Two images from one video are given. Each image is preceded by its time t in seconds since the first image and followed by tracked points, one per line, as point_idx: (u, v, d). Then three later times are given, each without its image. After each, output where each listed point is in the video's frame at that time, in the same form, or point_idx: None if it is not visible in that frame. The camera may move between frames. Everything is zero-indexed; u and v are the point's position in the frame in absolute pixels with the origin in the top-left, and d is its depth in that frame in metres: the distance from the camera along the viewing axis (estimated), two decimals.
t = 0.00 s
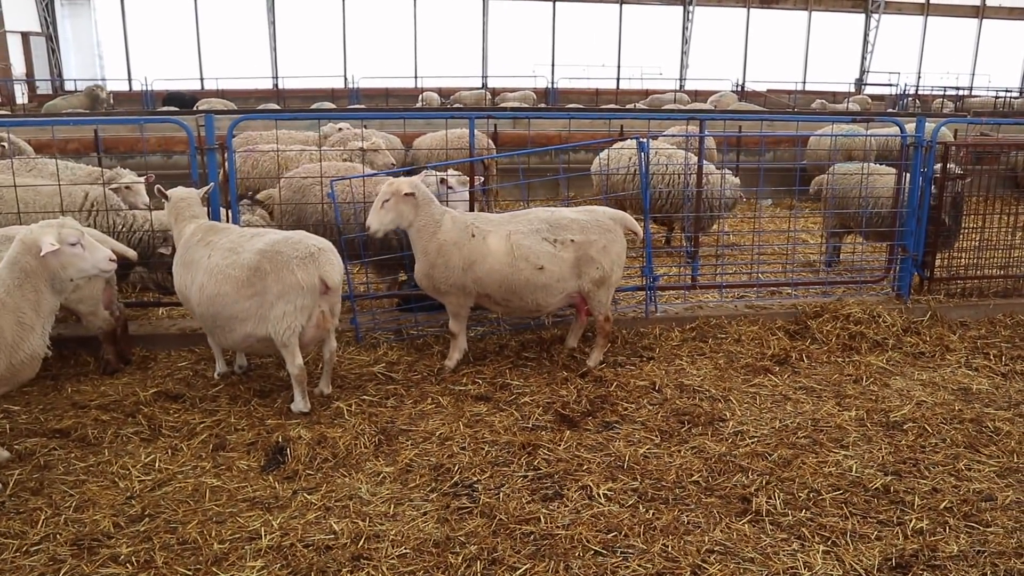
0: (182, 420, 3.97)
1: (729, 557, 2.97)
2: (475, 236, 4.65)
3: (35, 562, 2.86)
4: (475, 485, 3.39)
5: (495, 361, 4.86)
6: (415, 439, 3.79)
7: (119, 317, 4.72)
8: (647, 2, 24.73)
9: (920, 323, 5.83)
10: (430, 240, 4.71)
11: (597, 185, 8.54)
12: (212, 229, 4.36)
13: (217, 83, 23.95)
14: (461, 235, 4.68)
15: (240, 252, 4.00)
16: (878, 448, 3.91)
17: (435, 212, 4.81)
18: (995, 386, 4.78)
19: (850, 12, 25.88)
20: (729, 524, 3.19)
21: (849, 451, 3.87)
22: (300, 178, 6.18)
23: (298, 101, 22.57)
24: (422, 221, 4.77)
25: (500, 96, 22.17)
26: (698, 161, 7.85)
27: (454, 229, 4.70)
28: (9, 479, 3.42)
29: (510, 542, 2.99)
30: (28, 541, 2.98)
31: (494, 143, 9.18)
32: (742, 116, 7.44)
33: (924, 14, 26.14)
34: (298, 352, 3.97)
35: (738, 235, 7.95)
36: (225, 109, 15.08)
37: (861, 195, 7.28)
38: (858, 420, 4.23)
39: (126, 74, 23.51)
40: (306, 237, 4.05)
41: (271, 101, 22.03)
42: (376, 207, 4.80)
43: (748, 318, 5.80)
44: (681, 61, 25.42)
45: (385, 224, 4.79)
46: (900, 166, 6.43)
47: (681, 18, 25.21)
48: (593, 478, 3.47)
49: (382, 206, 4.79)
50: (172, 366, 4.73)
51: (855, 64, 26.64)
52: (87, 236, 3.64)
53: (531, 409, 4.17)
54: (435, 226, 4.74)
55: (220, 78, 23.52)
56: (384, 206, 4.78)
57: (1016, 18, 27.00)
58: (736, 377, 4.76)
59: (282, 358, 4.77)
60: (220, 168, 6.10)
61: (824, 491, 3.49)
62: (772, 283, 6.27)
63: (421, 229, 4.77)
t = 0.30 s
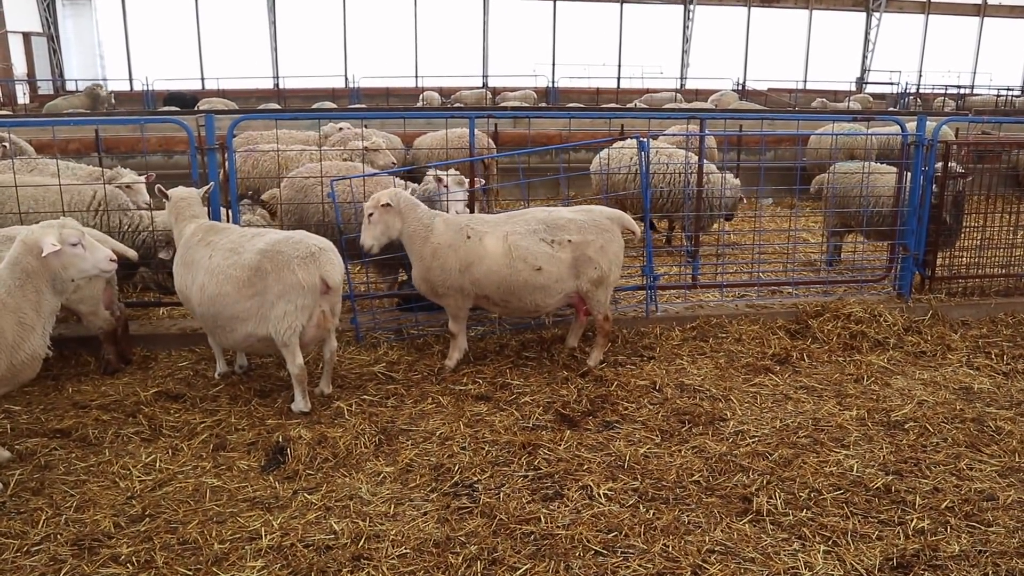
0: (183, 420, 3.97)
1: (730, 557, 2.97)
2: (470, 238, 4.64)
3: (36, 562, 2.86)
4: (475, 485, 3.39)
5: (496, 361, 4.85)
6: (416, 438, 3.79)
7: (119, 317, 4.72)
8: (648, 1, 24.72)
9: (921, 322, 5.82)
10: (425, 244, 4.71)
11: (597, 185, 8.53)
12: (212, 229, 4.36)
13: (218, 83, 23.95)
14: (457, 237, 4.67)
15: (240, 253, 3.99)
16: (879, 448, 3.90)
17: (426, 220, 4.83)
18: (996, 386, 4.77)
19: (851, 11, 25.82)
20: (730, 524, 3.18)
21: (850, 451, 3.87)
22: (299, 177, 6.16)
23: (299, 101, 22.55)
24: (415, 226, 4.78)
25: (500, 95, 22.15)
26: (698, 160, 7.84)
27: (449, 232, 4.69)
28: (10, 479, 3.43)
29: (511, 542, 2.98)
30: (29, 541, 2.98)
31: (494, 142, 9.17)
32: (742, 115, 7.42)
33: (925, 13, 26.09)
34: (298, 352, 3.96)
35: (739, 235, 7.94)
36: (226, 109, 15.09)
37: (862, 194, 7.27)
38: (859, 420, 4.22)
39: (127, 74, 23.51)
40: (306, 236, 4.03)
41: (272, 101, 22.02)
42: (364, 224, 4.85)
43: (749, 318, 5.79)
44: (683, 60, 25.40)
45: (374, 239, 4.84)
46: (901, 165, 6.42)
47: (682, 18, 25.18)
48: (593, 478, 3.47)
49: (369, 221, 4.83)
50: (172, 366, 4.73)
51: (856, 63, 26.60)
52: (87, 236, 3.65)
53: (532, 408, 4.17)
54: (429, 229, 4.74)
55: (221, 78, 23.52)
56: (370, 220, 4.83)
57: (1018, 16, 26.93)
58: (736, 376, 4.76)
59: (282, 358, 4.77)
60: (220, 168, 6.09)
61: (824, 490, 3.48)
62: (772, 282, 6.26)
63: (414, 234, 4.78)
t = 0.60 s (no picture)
0: (184, 421, 3.97)
1: (731, 558, 2.96)
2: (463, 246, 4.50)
3: (37, 562, 2.86)
4: (477, 485, 3.39)
5: (497, 362, 4.85)
6: (417, 439, 3.79)
7: (121, 317, 4.72)
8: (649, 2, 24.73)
9: (922, 323, 5.82)
10: (414, 253, 4.57)
11: (598, 185, 8.53)
12: (214, 229, 4.36)
13: (219, 83, 23.96)
14: (447, 244, 4.52)
15: (241, 254, 3.99)
16: (880, 449, 3.90)
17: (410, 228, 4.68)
18: (997, 387, 4.77)
19: (852, 12, 25.80)
20: (732, 525, 3.18)
21: (851, 452, 3.86)
22: (300, 178, 6.17)
23: (300, 101, 22.55)
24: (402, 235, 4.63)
25: (502, 96, 22.14)
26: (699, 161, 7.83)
27: (439, 239, 4.54)
28: (11, 479, 3.43)
29: (513, 543, 2.98)
30: (30, 541, 2.98)
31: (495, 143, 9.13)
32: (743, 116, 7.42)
33: (926, 13, 26.07)
34: (300, 352, 3.95)
35: (740, 235, 7.94)
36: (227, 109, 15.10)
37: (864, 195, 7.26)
38: (860, 420, 4.22)
39: (127, 74, 23.51)
40: (309, 237, 4.03)
41: (273, 100, 22.02)
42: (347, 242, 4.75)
43: (751, 318, 5.79)
44: (684, 60, 25.38)
45: (359, 255, 4.74)
46: (902, 166, 6.40)
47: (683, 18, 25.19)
48: (595, 479, 3.46)
49: (352, 238, 4.73)
50: (174, 366, 4.73)
51: (858, 63, 26.58)
52: (89, 237, 3.65)
53: (533, 409, 4.17)
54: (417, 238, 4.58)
55: (222, 78, 23.53)
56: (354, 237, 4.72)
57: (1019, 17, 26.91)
58: (738, 377, 4.76)
59: (284, 358, 4.76)
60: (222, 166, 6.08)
61: (825, 491, 3.48)
62: (774, 283, 6.26)
63: (401, 243, 4.64)
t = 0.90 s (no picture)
0: (187, 421, 3.98)
1: (734, 559, 2.97)
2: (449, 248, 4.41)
3: (39, 562, 2.86)
4: (479, 486, 3.39)
5: (499, 363, 4.86)
6: (420, 440, 3.79)
7: (124, 318, 4.72)
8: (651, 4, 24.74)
9: (924, 326, 5.81)
10: (397, 257, 4.48)
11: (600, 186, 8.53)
12: (217, 229, 4.37)
13: (221, 84, 23.97)
14: (432, 246, 4.44)
15: (243, 254, 3.99)
16: (882, 451, 3.90)
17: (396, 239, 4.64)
18: (999, 389, 4.76)
19: (854, 14, 25.81)
20: (734, 526, 3.18)
21: (853, 454, 3.86)
22: (302, 180, 6.19)
23: (303, 102, 22.57)
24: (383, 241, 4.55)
25: (504, 97, 22.15)
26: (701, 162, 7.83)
27: (423, 242, 4.46)
28: (14, 479, 3.44)
29: (515, 544, 2.98)
30: (33, 541, 2.98)
31: (498, 144, 9.11)
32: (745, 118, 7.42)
33: (929, 15, 26.05)
34: (303, 353, 3.95)
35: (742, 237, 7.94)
36: (228, 109, 15.12)
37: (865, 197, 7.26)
38: (862, 422, 4.22)
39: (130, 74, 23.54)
40: (312, 238, 4.03)
41: (275, 101, 22.04)
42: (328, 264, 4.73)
43: (753, 320, 5.79)
44: (686, 62, 25.39)
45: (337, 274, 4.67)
46: (904, 168, 6.39)
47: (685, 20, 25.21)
48: (597, 480, 3.47)
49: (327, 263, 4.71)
50: (176, 367, 4.73)
51: (860, 66, 26.59)
52: (95, 242, 3.65)
53: (536, 410, 4.17)
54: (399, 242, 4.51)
55: (225, 79, 23.56)
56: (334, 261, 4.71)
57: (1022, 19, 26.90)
58: (740, 379, 4.76)
59: (286, 359, 4.77)
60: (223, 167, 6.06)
61: (827, 493, 3.48)
62: (775, 285, 6.26)
63: (385, 247, 4.55)
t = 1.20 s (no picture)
0: (193, 420, 3.99)
1: (739, 559, 2.96)
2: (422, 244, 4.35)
3: (47, 559, 2.88)
4: (485, 485, 3.39)
5: (505, 363, 4.86)
6: (426, 439, 3.80)
7: (130, 317, 4.74)
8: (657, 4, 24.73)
9: (930, 326, 5.79)
10: (371, 257, 4.43)
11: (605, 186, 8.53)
12: (224, 229, 4.38)
13: (227, 84, 24.02)
14: (406, 245, 4.38)
15: (250, 253, 4.01)
16: (888, 452, 3.89)
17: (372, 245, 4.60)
18: (1005, 390, 4.75)
19: (860, 15, 25.75)
20: (739, 526, 3.18)
21: (859, 454, 3.86)
22: (309, 180, 6.20)
23: (308, 101, 22.60)
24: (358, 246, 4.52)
25: (509, 97, 22.15)
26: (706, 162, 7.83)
27: (398, 242, 4.41)
28: (21, 477, 3.45)
29: (521, 543, 2.99)
30: (40, 539, 3.00)
31: (504, 144, 9.11)
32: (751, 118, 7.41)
33: (934, 16, 25.99)
34: (309, 352, 3.96)
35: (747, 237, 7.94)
36: (234, 108, 15.17)
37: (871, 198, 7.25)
38: (867, 423, 4.21)
39: (136, 74, 23.61)
40: (318, 237, 4.04)
41: (281, 101, 22.08)
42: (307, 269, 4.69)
43: (758, 320, 5.78)
44: (691, 62, 25.37)
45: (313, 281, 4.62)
46: (910, 169, 6.38)
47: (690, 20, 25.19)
48: (603, 479, 3.47)
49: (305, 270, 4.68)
50: (182, 366, 4.74)
51: (865, 66, 26.53)
52: (105, 245, 3.66)
53: (541, 410, 4.17)
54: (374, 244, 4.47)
55: (230, 78, 23.61)
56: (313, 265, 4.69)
57: None
58: (745, 379, 4.75)
59: (292, 358, 4.78)
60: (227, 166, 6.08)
61: (833, 494, 3.47)
62: (781, 285, 6.25)
63: (361, 249, 4.52)
